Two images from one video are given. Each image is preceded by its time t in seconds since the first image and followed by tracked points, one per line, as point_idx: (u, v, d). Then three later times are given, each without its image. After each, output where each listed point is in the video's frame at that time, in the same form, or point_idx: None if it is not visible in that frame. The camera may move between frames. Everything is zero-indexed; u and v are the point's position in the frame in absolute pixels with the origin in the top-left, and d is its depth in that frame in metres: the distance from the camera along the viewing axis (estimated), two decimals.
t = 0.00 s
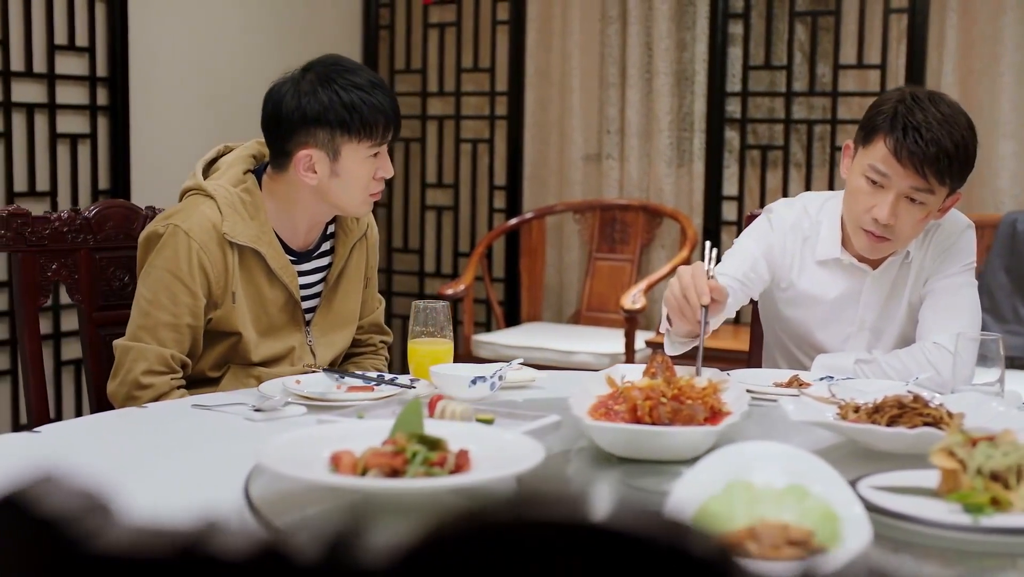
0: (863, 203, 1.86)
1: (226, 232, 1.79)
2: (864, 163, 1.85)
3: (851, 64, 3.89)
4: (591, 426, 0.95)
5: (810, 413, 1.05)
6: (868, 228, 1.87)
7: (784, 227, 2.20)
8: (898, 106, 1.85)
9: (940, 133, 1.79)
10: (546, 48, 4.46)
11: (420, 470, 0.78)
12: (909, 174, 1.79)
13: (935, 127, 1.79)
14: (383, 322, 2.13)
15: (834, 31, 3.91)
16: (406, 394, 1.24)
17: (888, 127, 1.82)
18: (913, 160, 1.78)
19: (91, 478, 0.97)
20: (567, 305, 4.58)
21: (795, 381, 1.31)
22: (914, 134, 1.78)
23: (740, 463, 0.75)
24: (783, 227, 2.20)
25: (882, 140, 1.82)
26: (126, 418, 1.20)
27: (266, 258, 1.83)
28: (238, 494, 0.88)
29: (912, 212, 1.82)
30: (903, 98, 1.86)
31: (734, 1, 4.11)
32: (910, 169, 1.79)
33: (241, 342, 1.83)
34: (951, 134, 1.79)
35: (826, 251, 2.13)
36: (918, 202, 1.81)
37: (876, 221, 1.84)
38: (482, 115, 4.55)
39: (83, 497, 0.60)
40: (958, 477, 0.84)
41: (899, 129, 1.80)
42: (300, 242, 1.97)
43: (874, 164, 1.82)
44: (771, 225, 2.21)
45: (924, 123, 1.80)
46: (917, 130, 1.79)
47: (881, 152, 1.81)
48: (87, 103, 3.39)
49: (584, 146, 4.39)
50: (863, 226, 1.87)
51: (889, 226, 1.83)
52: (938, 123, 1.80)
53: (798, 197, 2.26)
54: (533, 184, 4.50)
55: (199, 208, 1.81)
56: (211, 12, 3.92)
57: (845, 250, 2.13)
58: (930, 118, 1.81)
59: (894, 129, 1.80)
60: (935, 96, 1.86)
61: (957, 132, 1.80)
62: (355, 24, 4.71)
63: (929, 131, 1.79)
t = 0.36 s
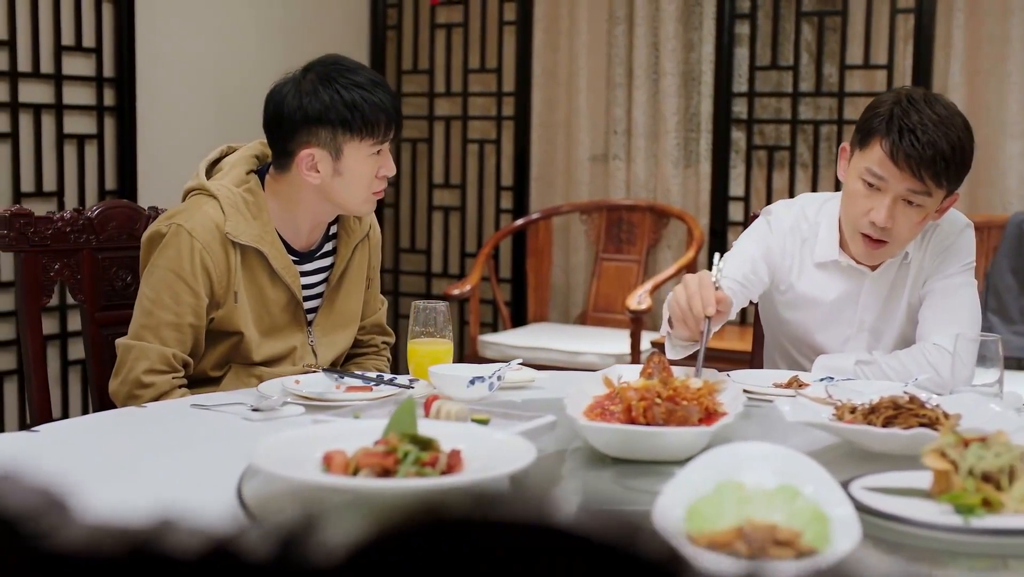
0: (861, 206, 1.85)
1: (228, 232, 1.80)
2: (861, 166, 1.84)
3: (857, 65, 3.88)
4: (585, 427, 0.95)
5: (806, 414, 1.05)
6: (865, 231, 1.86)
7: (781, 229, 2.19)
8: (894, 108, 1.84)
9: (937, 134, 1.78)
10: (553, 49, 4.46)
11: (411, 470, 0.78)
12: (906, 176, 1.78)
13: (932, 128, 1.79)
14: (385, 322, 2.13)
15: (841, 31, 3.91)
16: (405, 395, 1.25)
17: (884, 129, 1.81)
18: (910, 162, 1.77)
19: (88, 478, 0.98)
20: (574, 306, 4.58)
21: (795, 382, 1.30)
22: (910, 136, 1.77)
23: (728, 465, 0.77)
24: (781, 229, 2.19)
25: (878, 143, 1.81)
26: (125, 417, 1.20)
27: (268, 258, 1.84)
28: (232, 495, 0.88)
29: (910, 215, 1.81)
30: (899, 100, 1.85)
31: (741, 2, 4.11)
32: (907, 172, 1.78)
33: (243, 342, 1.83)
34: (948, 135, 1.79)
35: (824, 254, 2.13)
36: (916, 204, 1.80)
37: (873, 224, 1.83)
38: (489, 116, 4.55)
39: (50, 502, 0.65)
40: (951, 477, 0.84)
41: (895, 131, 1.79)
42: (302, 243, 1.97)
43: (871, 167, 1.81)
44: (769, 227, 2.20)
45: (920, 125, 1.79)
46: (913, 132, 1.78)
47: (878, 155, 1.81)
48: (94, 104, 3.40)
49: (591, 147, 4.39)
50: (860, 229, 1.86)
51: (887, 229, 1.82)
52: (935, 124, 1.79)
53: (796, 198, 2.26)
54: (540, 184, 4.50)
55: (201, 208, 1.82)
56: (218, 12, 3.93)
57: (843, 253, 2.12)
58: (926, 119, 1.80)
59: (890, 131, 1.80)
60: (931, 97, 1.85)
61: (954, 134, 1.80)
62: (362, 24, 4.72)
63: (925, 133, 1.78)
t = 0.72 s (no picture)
0: (863, 205, 1.84)
1: (231, 233, 1.80)
2: (864, 165, 1.83)
3: (864, 65, 3.87)
4: (579, 429, 0.96)
5: (803, 415, 1.06)
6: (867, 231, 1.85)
7: (785, 228, 2.19)
8: (897, 107, 1.83)
9: (939, 134, 1.77)
10: (560, 49, 4.45)
11: (402, 470, 0.81)
12: (909, 176, 1.77)
13: (934, 128, 1.78)
14: (387, 322, 2.14)
15: (848, 32, 3.89)
16: (404, 395, 1.25)
17: (887, 129, 1.80)
18: (913, 162, 1.77)
19: (86, 477, 0.98)
20: (581, 306, 4.58)
21: (795, 383, 1.30)
22: (914, 135, 1.77)
23: (719, 463, 0.78)
24: (785, 228, 2.19)
25: (882, 142, 1.80)
26: (124, 417, 1.20)
27: (271, 260, 1.85)
28: (225, 495, 0.89)
29: (913, 215, 1.81)
30: (902, 100, 1.85)
31: (747, 2, 4.10)
32: (909, 171, 1.77)
33: (245, 342, 1.84)
34: (951, 136, 1.78)
35: (827, 254, 2.12)
36: (918, 204, 1.80)
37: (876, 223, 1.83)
38: (496, 116, 4.55)
39: None
40: (941, 477, 0.84)
41: (898, 131, 1.79)
42: (304, 244, 1.98)
43: (874, 166, 1.81)
44: (774, 226, 2.20)
45: (923, 125, 1.79)
46: (916, 131, 1.78)
47: (880, 154, 1.80)
48: (102, 105, 3.41)
49: (599, 148, 4.39)
50: (862, 228, 1.85)
51: (889, 228, 1.82)
52: (937, 125, 1.79)
53: (799, 198, 2.25)
54: (547, 185, 4.50)
55: (204, 208, 1.82)
56: (225, 13, 3.94)
57: (846, 253, 2.12)
58: (929, 119, 1.79)
59: (893, 131, 1.79)
60: (934, 97, 1.84)
61: (957, 134, 1.79)
62: (370, 24, 4.72)
63: (929, 132, 1.77)
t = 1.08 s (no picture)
0: (865, 206, 1.84)
1: (239, 232, 1.80)
2: (867, 167, 1.83)
3: (872, 65, 3.87)
4: (574, 430, 0.96)
5: (801, 416, 1.06)
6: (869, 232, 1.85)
7: (787, 229, 2.19)
8: (900, 109, 1.83)
9: (942, 137, 1.77)
10: (568, 50, 4.45)
11: (392, 470, 0.82)
12: (912, 178, 1.77)
13: (938, 130, 1.78)
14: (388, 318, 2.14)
15: (855, 32, 3.88)
16: (402, 395, 1.25)
17: (890, 130, 1.80)
18: (916, 164, 1.76)
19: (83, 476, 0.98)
20: (589, 307, 4.58)
21: (794, 386, 1.30)
22: (917, 138, 1.77)
23: (714, 463, 0.78)
24: (786, 229, 2.18)
25: (884, 144, 1.80)
26: (122, 417, 1.20)
27: (278, 257, 1.85)
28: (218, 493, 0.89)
29: (915, 217, 1.80)
30: (907, 101, 1.84)
31: (755, 3, 4.09)
32: (912, 174, 1.77)
33: (253, 341, 1.84)
34: (954, 138, 1.78)
35: (829, 255, 2.12)
36: (920, 206, 1.79)
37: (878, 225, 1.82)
38: (504, 117, 4.55)
39: None
40: (931, 480, 0.85)
41: (901, 133, 1.78)
42: (310, 240, 1.98)
43: (877, 168, 1.80)
44: (775, 228, 2.19)
45: (925, 127, 1.78)
46: (919, 134, 1.77)
47: (883, 156, 1.79)
48: (110, 106, 3.42)
49: (606, 148, 4.39)
50: (864, 230, 1.85)
51: (891, 230, 1.81)
52: (941, 127, 1.78)
53: (802, 199, 2.25)
54: (555, 185, 4.50)
55: (210, 207, 1.82)
56: (233, 14, 3.95)
57: (847, 254, 2.11)
58: (932, 121, 1.79)
59: (896, 132, 1.79)
60: (939, 100, 1.83)
61: (960, 137, 1.79)
62: (378, 25, 4.73)
63: (931, 135, 1.77)
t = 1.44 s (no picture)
0: (866, 207, 1.84)
1: (237, 239, 1.81)
2: (867, 168, 1.83)
3: (880, 66, 3.85)
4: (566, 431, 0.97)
5: (795, 417, 1.06)
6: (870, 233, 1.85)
7: (787, 229, 2.19)
8: (902, 109, 1.83)
9: (943, 137, 1.76)
10: (576, 51, 4.45)
11: (382, 468, 0.91)
12: (912, 179, 1.76)
13: (939, 130, 1.77)
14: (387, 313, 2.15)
15: (863, 32, 3.87)
16: (401, 395, 1.26)
17: (891, 131, 1.80)
18: (916, 164, 1.76)
19: (79, 478, 0.99)
20: (597, 307, 4.58)
21: (793, 386, 1.30)
22: (917, 138, 1.76)
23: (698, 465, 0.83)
24: (786, 230, 2.19)
25: (885, 144, 1.80)
26: (119, 417, 1.21)
27: (277, 263, 1.85)
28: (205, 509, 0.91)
29: (916, 218, 1.80)
30: (907, 102, 1.83)
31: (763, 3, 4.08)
32: (913, 175, 1.76)
33: (256, 346, 1.85)
34: (955, 138, 1.77)
35: (830, 256, 2.11)
36: (921, 207, 1.79)
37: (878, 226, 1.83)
38: (513, 117, 4.55)
39: None
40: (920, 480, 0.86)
41: (902, 133, 1.78)
42: (307, 243, 1.99)
43: (877, 169, 1.80)
44: (775, 228, 2.19)
45: (927, 127, 1.77)
46: (920, 134, 1.77)
47: (884, 157, 1.79)
48: (118, 107, 3.44)
49: (615, 149, 4.39)
50: (865, 231, 1.85)
51: (892, 231, 1.81)
52: (942, 127, 1.78)
53: (802, 199, 2.25)
54: (563, 186, 4.50)
55: (208, 214, 1.83)
56: (241, 16, 3.96)
57: (848, 255, 2.11)
58: (934, 121, 1.78)
59: (897, 133, 1.78)
60: (940, 100, 1.83)
61: (962, 137, 1.78)
62: (387, 26, 4.73)
63: (932, 135, 1.76)
